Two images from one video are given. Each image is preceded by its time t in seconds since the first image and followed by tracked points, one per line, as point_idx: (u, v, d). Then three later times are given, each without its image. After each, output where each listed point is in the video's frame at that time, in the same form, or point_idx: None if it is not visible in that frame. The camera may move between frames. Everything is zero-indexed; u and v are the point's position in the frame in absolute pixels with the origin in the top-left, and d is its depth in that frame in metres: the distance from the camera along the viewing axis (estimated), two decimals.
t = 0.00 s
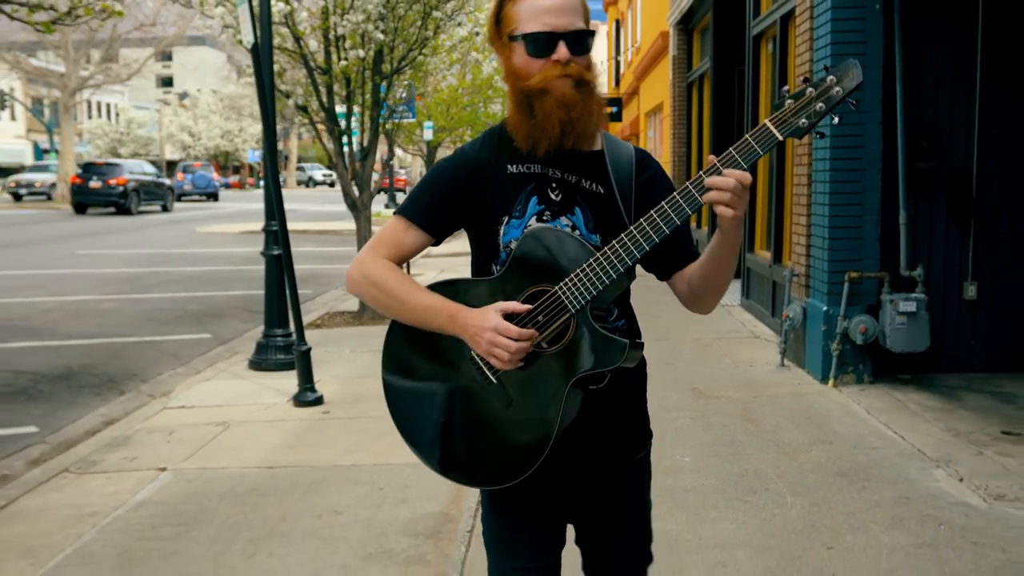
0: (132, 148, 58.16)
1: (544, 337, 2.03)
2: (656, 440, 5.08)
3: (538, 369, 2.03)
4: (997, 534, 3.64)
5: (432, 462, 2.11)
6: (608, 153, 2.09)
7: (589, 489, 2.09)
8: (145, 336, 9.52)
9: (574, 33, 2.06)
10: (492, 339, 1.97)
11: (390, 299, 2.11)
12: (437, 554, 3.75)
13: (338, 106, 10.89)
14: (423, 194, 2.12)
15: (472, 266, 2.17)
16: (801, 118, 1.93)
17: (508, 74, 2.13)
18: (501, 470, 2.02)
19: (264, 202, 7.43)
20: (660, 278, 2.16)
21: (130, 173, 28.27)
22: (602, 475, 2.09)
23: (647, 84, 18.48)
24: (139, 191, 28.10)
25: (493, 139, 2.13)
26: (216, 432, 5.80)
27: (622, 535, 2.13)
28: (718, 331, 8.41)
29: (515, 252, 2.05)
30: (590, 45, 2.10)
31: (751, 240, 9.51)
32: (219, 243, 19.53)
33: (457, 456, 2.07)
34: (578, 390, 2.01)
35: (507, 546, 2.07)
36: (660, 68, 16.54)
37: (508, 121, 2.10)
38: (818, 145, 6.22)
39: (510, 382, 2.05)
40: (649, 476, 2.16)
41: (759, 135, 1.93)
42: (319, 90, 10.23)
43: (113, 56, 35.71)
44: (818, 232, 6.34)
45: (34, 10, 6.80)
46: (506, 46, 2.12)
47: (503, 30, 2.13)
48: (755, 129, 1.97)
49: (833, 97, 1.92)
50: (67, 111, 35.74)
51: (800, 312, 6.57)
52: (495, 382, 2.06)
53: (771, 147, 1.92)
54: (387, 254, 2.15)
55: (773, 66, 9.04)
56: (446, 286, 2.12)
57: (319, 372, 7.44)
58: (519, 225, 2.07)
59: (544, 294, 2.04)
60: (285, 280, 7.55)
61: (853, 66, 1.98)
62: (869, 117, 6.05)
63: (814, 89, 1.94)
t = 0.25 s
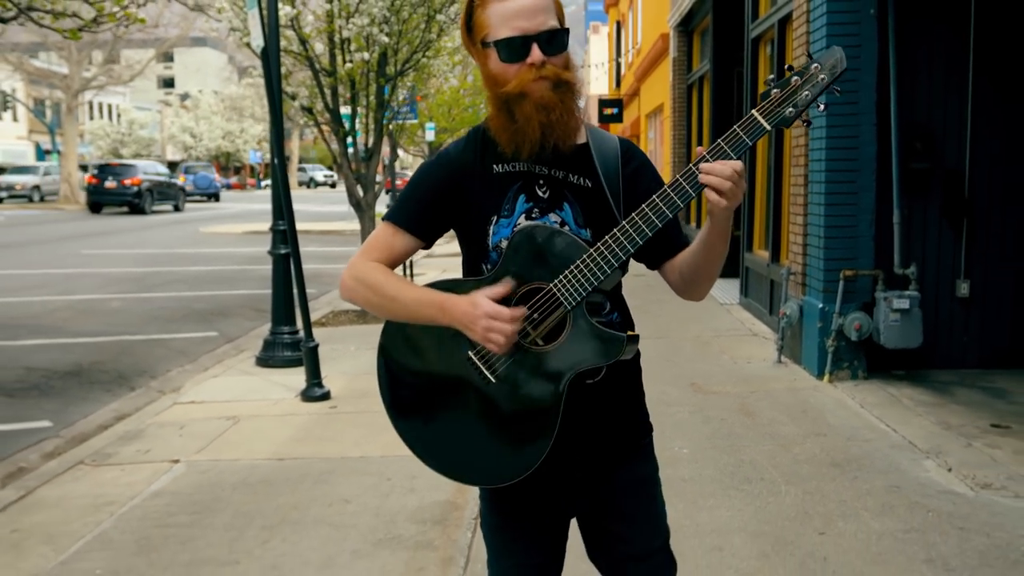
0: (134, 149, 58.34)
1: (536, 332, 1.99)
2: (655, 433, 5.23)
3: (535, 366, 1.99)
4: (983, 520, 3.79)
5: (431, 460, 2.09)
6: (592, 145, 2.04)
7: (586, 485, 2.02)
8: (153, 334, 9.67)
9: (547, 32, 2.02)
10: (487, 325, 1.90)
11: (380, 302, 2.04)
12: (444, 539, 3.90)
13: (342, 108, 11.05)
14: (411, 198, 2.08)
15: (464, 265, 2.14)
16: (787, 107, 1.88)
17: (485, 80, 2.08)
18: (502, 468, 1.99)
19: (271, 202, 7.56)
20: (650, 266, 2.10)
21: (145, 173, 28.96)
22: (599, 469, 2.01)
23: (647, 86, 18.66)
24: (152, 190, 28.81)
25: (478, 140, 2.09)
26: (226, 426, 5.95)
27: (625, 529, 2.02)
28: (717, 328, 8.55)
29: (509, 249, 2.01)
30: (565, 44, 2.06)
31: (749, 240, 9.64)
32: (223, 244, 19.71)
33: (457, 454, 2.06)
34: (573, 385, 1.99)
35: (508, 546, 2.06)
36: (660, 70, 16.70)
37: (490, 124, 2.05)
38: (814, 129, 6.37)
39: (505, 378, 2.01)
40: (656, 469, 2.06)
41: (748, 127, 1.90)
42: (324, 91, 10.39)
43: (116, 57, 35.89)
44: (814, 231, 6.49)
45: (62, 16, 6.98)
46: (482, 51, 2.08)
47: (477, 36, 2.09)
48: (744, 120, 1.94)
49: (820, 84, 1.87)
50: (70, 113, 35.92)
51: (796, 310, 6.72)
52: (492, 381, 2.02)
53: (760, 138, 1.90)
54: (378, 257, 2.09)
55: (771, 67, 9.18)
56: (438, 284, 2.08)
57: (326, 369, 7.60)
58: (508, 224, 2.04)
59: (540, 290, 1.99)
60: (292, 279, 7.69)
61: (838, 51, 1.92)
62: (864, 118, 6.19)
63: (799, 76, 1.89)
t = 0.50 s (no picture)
0: (135, 149, 58.43)
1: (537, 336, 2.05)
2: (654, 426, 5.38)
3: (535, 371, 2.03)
4: (969, 508, 3.94)
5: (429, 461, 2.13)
6: (594, 150, 2.09)
7: (585, 482, 2.08)
8: (160, 332, 9.82)
9: (569, 41, 2.06)
10: (497, 349, 1.97)
11: (387, 308, 2.08)
12: (450, 526, 4.05)
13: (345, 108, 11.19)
14: (418, 199, 2.10)
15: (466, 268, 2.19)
16: (785, 118, 1.90)
17: (501, 80, 2.11)
18: (501, 467, 2.04)
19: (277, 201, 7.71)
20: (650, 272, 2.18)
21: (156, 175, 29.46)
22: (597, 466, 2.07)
23: (647, 87, 18.81)
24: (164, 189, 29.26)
25: (483, 142, 2.12)
26: (235, 420, 6.10)
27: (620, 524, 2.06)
28: (715, 326, 8.69)
29: (511, 254, 2.06)
30: (581, 52, 2.09)
31: (747, 239, 9.79)
32: (226, 243, 19.84)
33: (455, 456, 2.10)
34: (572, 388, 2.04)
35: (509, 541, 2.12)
36: (660, 70, 16.85)
37: (502, 126, 2.08)
38: (808, 132, 6.52)
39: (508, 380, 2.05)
40: (656, 468, 2.10)
41: (744, 135, 1.92)
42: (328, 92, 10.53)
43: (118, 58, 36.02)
44: (809, 230, 6.63)
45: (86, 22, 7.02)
46: (499, 53, 2.10)
47: (496, 35, 2.10)
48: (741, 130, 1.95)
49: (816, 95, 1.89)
50: (72, 113, 36.04)
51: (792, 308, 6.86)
52: (495, 383, 2.07)
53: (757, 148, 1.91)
54: (382, 262, 2.11)
55: (769, 69, 9.33)
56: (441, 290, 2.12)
57: (332, 365, 7.75)
58: (510, 228, 2.08)
59: (541, 295, 2.05)
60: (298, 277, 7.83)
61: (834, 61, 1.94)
62: (858, 120, 6.34)
63: (795, 88, 1.91)
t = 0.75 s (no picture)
0: (132, 149, 58.50)
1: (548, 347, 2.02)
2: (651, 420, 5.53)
3: (541, 381, 2.02)
4: (953, 496, 4.10)
5: (434, 462, 2.16)
6: (621, 166, 2.05)
7: (585, 495, 2.05)
8: (164, 329, 9.97)
9: (613, 59, 2.00)
10: (502, 357, 1.95)
11: (400, 307, 2.09)
12: (454, 514, 4.20)
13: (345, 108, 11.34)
14: (441, 202, 2.08)
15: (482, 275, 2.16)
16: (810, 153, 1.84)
17: (535, 92, 2.04)
18: (500, 475, 2.05)
19: (281, 201, 7.84)
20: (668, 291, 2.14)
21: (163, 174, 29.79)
22: (596, 480, 2.04)
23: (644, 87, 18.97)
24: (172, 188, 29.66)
25: (511, 150, 2.08)
26: (242, 415, 6.24)
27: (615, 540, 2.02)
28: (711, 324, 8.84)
29: (526, 264, 2.04)
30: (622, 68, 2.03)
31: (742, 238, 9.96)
32: (226, 242, 20.00)
33: (459, 458, 2.12)
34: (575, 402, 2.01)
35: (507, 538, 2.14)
36: (656, 72, 17.01)
37: (537, 138, 2.04)
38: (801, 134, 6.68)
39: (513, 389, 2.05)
40: (659, 484, 2.04)
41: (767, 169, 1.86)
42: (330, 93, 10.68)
43: (116, 57, 36.15)
44: (802, 229, 6.79)
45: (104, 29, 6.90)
46: (535, 66, 2.02)
47: (538, 49, 2.02)
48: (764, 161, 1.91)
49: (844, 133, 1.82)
50: (71, 112, 36.16)
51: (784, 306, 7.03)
52: (499, 391, 2.07)
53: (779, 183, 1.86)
54: (401, 261, 2.11)
55: (764, 71, 9.48)
56: (455, 294, 2.11)
57: (335, 361, 7.89)
58: (530, 237, 2.05)
59: (552, 307, 2.03)
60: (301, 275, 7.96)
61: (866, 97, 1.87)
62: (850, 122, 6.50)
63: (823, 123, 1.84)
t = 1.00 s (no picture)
0: (132, 149, 58.62)
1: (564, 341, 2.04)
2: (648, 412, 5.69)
3: (555, 373, 2.03)
4: (940, 483, 4.26)
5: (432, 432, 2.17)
6: (662, 162, 2.03)
7: (597, 495, 2.04)
8: (169, 326, 10.12)
9: (662, 48, 1.97)
10: (515, 338, 1.95)
11: (420, 276, 2.07)
12: (459, 501, 4.36)
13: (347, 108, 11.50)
14: (474, 181, 2.07)
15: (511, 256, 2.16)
16: (857, 178, 1.88)
17: (583, 78, 2.02)
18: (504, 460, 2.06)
19: (288, 200, 7.97)
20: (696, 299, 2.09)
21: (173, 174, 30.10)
22: (610, 480, 2.02)
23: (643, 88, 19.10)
24: (178, 187, 29.89)
25: (552, 136, 2.06)
26: (250, 408, 6.40)
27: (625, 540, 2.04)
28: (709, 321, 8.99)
29: (552, 253, 2.04)
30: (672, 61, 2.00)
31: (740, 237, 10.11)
32: (228, 241, 20.17)
33: (458, 432, 2.13)
34: (588, 398, 2.01)
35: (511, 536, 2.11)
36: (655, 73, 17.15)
37: (579, 124, 2.01)
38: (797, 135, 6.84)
39: (526, 376, 2.06)
40: (672, 484, 2.04)
41: (812, 188, 1.89)
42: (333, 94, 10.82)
43: (117, 57, 36.31)
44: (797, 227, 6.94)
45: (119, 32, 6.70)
46: (585, 51, 2.00)
47: (588, 33, 2.00)
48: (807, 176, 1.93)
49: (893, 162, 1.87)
50: (72, 112, 36.31)
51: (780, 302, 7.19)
52: (510, 375, 2.08)
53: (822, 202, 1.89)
54: (428, 232, 2.09)
55: (761, 72, 9.63)
56: (478, 273, 2.10)
57: (339, 357, 8.04)
58: (559, 225, 2.04)
59: (573, 300, 2.03)
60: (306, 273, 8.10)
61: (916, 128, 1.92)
62: (842, 124, 6.67)
63: (874, 150, 1.88)
